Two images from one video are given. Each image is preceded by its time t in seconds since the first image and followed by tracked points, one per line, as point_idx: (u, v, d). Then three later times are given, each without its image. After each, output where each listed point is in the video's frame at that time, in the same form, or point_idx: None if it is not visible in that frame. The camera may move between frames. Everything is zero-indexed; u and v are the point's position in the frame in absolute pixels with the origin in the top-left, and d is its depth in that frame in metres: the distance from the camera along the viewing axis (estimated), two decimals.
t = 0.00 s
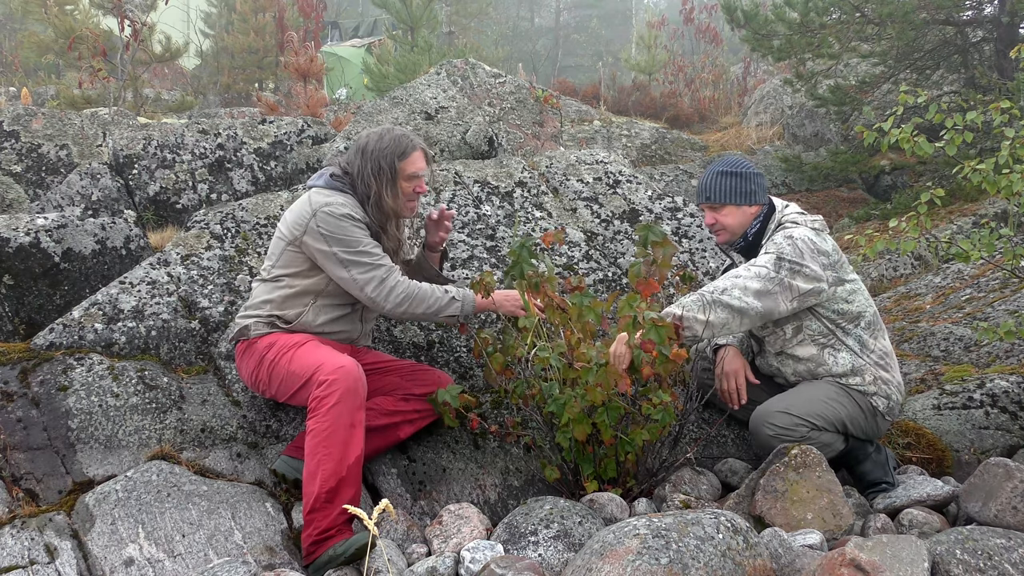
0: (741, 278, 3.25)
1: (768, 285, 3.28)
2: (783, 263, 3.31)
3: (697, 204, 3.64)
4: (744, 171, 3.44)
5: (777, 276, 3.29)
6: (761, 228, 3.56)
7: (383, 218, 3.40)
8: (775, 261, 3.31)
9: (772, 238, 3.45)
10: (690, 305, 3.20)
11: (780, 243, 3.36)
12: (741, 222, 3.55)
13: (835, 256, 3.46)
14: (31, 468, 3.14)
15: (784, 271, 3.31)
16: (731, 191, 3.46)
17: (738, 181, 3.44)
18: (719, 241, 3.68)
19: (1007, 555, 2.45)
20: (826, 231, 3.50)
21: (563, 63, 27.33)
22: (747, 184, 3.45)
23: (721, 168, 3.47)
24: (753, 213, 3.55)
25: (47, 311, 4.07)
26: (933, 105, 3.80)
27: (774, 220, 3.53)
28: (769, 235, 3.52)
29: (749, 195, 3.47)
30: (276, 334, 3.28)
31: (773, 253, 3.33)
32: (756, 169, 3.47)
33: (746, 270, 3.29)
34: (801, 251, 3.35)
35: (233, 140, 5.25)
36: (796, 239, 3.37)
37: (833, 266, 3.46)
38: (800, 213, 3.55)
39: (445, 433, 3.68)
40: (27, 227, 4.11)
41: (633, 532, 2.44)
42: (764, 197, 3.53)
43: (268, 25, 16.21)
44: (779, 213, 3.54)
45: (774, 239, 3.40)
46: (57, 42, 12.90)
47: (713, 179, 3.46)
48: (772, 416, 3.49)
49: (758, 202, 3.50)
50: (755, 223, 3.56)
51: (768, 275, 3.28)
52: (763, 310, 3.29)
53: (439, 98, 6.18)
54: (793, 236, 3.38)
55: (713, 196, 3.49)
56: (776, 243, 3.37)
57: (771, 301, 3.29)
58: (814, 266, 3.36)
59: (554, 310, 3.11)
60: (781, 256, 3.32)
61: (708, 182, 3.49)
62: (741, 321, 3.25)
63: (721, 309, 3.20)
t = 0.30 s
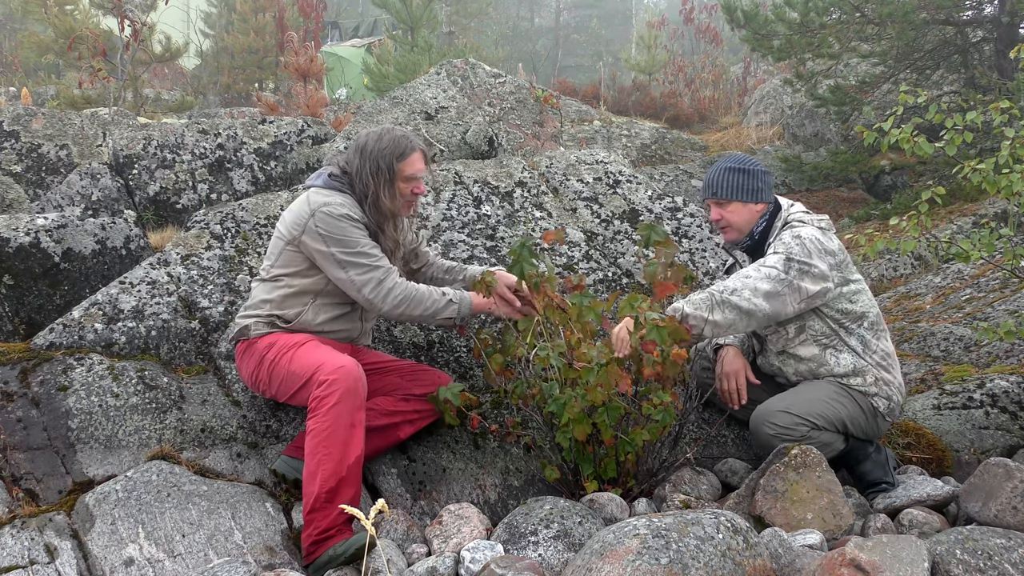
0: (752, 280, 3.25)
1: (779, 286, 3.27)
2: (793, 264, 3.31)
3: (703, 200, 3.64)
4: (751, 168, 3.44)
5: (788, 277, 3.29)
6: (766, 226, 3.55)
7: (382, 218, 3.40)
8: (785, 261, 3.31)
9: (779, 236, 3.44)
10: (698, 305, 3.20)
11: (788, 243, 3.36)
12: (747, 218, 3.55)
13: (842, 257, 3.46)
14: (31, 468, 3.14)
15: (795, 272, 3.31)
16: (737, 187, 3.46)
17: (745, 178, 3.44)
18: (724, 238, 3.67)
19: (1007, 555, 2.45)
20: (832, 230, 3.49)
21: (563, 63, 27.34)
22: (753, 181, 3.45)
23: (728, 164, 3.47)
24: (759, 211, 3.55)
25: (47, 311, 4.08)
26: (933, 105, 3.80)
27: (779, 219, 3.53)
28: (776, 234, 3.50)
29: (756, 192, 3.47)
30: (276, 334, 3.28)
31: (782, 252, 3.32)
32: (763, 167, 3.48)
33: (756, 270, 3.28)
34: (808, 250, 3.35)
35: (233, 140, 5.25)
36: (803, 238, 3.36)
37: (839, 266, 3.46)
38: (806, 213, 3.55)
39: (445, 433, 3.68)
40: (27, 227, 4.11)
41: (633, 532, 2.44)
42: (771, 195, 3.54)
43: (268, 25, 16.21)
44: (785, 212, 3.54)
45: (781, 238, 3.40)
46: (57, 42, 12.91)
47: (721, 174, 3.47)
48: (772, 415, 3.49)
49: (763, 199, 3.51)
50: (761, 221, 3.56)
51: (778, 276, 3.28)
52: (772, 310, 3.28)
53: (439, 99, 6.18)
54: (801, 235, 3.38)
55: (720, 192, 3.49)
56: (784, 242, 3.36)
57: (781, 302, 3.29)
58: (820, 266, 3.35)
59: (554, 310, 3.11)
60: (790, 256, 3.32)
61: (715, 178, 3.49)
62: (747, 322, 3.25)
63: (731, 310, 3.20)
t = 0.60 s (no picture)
0: (784, 302, 3.24)
1: (806, 303, 3.27)
2: (816, 278, 3.30)
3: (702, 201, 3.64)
4: (749, 168, 3.42)
5: (813, 293, 3.30)
6: (767, 225, 3.55)
7: (381, 219, 3.40)
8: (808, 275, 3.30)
9: (787, 239, 3.44)
10: (724, 315, 3.18)
11: (803, 250, 3.35)
12: (746, 218, 3.54)
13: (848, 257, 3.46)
14: (31, 468, 3.14)
15: (818, 286, 3.31)
16: (735, 188, 3.45)
17: (742, 178, 3.44)
18: (724, 237, 3.68)
19: (1007, 555, 2.44)
20: (836, 230, 3.50)
21: (563, 63, 27.34)
22: (752, 181, 3.44)
23: (726, 164, 3.46)
24: (758, 210, 3.55)
25: (47, 312, 4.08)
26: (933, 105, 3.80)
27: (782, 218, 3.53)
28: (781, 235, 3.49)
29: (754, 193, 3.46)
30: (276, 335, 3.28)
31: (802, 264, 3.32)
32: (762, 167, 3.46)
33: (783, 286, 3.27)
34: (823, 256, 3.35)
35: (233, 140, 5.25)
36: (815, 242, 3.37)
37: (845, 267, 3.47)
38: (808, 212, 3.55)
39: (445, 433, 3.68)
40: (27, 227, 4.11)
41: (633, 532, 2.44)
42: (771, 195, 3.53)
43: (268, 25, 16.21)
44: (788, 213, 3.52)
45: (792, 243, 3.39)
46: (57, 42, 12.91)
47: (718, 175, 3.46)
48: (772, 415, 3.49)
49: (762, 199, 3.50)
50: (762, 221, 3.55)
51: (804, 293, 3.28)
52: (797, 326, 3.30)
53: (439, 98, 6.18)
54: (812, 239, 3.37)
55: (718, 193, 3.49)
56: (799, 250, 3.36)
57: (805, 317, 3.30)
58: (834, 271, 3.36)
59: (560, 308, 3.08)
60: (811, 268, 3.31)
61: (712, 179, 3.49)
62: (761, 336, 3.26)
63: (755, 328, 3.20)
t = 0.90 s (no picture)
0: (800, 310, 3.29)
1: (822, 310, 3.30)
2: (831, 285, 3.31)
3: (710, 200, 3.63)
4: (756, 169, 3.39)
5: (829, 300, 3.32)
6: (777, 225, 3.55)
7: (383, 220, 3.39)
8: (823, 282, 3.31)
9: (800, 240, 3.44)
10: (747, 306, 3.39)
11: (818, 254, 3.35)
12: (754, 219, 3.54)
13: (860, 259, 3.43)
14: (31, 468, 3.14)
15: (834, 291, 3.32)
16: (740, 189, 3.43)
17: (748, 180, 3.41)
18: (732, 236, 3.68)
19: (1007, 555, 2.44)
20: (847, 230, 3.48)
21: (563, 63, 27.34)
22: (758, 182, 3.41)
23: (732, 165, 3.44)
24: (766, 211, 3.54)
25: (47, 311, 4.08)
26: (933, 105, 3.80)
27: (794, 218, 3.51)
28: (793, 234, 3.48)
29: (760, 194, 3.43)
30: (276, 334, 3.28)
31: (819, 270, 3.32)
32: (770, 166, 3.42)
33: (799, 293, 3.30)
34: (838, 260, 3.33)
35: (233, 140, 5.25)
36: (829, 245, 3.35)
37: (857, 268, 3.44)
38: (818, 212, 3.53)
39: (445, 432, 3.68)
40: (27, 227, 4.11)
41: (633, 532, 2.44)
42: (778, 195, 3.50)
43: (268, 25, 16.21)
44: (798, 214, 3.50)
45: (806, 246, 3.39)
46: (57, 42, 12.91)
47: (724, 176, 3.44)
48: (771, 414, 3.48)
49: (768, 200, 3.47)
50: (771, 221, 3.55)
51: (821, 300, 3.30)
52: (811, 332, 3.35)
53: (439, 98, 6.18)
54: (826, 241, 3.36)
55: (723, 194, 3.48)
56: (813, 253, 3.36)
57: (819, 324, 3.33)
58: (848, 275, 3.35)
59: (554, 309, 3.11)
60: (827, 275, 3.31)
61: (719, 180, 3.48)
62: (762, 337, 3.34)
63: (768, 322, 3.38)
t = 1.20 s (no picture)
0: (814, 306, 3.28)
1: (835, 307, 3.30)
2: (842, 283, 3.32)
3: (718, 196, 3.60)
4: (767, 167, 3.36)
5: (840, 297, 3.32)
6: (786, 223, 3.53)
7: (387, 221, 3.40)
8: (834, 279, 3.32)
9: (811, 237, 3.44)
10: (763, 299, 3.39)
11: (831, 251, 3.37)
12: (762, 217, 3.51)
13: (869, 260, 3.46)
14: (31, 468, 3.14)
15: (845, 288, 3.34)
16: (751, 187, 3.40)
17: (759, 177, 3.38)
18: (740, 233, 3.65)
19: (1007, 555, 2.44)
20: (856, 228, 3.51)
21: (563, 63, 27.33)
22: (767, 180, 3.38)
23: (742, 161, 3.41)
24: (773, 209, 3.50)
25: (47, 311, 4.08)
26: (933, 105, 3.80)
27: (804, 216, 3.50)
28: (804, 232, 3.47)
29: (769, 192, 3.40)
30: (277, 334, 3.28)
31: (831, 267, 3.34)
32: (779, 164, 3.40)
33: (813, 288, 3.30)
34: (849, 257, 3.35)
35: (233, 140, 5.25)
36: (841, 242, 3.38)
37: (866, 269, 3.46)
38: (827, 212, 3.55)
39: (445, 433, 3.68)
40: (27, 227, 4.11)
41: (633, 532, 2.45)
42: (787, 194, 3.48)
43: (268, 25, 16.21)
44: (808, 211, 3.49)
45: (818, 243, 3.41)
46: (57, 42, 12.90)
47: (735, 173, 3.41)
48: (772, 414, 3.48)
49: (777, 199, 3.45)
50: (779, 218, 3.54)
51: (833, 297, 3.30)
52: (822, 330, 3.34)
53: (439, 98, 6.18)
54: (838, 238, 3.38)
55: (732, 190, 3.45)
56: (825, 250, 3.38)
57: (831, 321, 3.32)
58: (857, 273, 3.37)
59: (555, 309, 3.10)
60: (839, 272, 3.33)
61: (729, 176, 3.45)
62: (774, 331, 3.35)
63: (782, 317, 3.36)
